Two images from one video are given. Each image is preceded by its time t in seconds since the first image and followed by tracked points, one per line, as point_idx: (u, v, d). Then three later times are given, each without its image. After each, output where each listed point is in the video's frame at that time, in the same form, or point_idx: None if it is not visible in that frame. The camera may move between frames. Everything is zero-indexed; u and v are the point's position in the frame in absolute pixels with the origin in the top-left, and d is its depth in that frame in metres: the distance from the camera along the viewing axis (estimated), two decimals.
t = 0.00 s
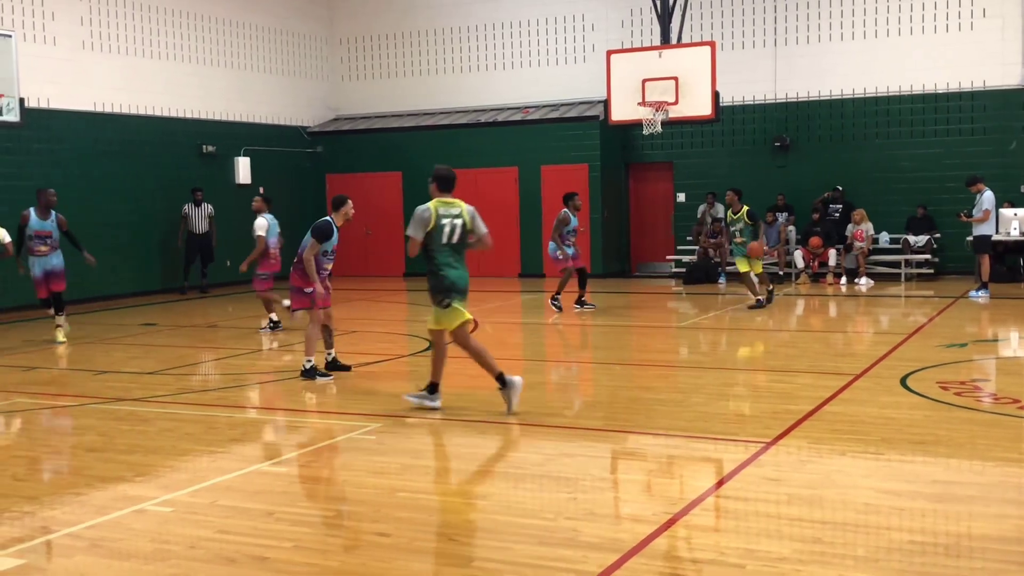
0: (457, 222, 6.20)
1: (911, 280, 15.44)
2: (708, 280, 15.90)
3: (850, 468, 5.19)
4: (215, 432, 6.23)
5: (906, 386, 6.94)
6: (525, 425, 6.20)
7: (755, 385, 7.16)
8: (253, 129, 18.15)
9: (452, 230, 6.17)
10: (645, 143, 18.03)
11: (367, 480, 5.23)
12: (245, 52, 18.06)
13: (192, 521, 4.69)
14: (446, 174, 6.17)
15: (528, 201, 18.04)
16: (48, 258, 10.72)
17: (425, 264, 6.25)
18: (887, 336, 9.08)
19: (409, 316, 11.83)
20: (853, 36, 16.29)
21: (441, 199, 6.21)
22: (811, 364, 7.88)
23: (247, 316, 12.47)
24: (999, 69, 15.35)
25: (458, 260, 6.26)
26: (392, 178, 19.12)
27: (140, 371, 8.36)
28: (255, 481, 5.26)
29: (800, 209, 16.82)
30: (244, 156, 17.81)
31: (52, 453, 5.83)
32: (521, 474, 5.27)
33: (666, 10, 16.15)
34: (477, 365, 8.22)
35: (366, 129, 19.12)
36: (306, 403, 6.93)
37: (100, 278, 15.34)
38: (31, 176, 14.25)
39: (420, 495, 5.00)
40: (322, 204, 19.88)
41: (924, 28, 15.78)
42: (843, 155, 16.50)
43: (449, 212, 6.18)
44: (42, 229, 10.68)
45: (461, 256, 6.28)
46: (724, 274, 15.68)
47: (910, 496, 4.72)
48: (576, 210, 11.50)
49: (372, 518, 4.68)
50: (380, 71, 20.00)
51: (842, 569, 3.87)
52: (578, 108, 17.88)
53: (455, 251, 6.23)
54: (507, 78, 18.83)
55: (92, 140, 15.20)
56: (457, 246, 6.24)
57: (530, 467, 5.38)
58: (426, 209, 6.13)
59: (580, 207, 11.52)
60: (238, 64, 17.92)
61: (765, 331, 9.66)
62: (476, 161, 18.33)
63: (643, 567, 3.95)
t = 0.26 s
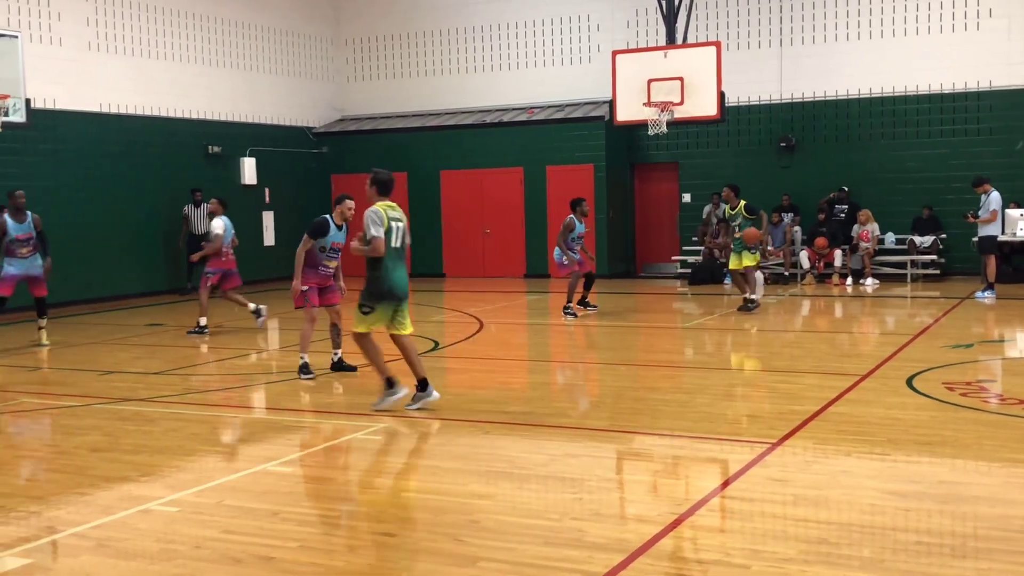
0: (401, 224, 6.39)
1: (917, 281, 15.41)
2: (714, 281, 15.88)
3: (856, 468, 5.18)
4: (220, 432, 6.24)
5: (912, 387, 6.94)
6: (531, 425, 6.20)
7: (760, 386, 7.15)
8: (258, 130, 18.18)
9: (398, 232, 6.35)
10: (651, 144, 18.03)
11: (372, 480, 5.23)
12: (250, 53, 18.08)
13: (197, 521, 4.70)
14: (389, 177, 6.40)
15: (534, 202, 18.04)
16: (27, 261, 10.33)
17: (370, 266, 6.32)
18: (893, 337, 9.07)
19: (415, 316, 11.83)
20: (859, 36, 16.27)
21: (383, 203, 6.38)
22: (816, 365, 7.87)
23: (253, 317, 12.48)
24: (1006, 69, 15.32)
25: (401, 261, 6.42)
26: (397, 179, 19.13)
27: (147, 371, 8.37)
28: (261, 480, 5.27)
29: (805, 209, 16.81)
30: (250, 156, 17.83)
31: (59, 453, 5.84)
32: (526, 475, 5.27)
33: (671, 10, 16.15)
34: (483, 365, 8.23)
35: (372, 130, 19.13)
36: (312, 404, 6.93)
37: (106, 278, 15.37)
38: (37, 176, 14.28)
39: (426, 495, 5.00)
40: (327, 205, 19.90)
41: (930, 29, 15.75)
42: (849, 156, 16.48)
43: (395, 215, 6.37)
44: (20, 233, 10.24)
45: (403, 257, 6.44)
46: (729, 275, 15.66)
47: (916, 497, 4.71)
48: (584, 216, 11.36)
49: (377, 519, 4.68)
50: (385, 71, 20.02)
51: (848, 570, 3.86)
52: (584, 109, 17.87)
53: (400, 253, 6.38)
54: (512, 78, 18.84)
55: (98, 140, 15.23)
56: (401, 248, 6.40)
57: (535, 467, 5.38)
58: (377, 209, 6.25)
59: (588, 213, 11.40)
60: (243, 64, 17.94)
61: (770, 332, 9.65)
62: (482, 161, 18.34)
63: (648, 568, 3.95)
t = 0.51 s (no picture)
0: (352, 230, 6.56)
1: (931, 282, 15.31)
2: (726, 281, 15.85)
3: (868, 469, 5.17)
4: (233, 431, 6.26)
5: (925, 388, 6.91)
6: (543, 425, 6.20)
7: (773, 386, 7.14)
8: (270, 130, 18.23)
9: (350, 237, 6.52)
10: (663, 144, 18.00)
11: (384, 480, 5.24)
12: (263, 54, 18.13)
13: (210, 521, 4.71)
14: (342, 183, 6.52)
15: (545, 202, 18.04)
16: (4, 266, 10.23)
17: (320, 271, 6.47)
18: (906, 337, 9.04)
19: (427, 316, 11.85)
20: (872, 35, 16.22)
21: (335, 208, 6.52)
22: (829, 365, 7.85)
23: (265, 317, 12.50)
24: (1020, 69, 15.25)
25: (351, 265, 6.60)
26: (408, 178, 19.17)
27: (159, 371, 8.40)
28: (273, 480, 5.29)
29: (818, 210, 16.77)
30: (262, 157, 17.88)
31: (72, 452, 5.87)
32: (538, 475, 5.27)
33: (684, 10, 16.13)
34: (494, 365, 8.23)
35: (383, 130, 19.17)
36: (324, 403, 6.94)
37: (119, 278, 15.43)
38: (50, 176, 14.35)
39: (438, 495, 5.00)
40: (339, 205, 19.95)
41: (944, 28, 15.68)
42: (861, 156, 16.44)
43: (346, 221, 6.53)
44: None
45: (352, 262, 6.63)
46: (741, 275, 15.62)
47: (930, 498, 4.69)
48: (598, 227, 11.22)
49: (389, 519, 4.69)
50: (397, 72, 20.05)
51: (861, 571, 3.84)
52: (596, 109, 17.86)
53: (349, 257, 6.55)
54: (524, 78, 18.85)
55: (111, 141, 15.28)
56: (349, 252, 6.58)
57: (547, 467, 5.38)
58: (333, 215, 6.40)
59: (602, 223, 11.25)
60: (256, 65, 17.99)
61: (783, 332, 9.63)
62: (493, 162, 18.35)
63: (660, 568, 3.94)
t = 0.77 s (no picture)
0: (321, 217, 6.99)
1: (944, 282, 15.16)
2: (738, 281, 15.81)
3: (881, 470, 5.15)
4: (245, 430, 6.28)
5: (940, 388, 6.88)
6: (555, 425, 6.20)
7: (785, 386, 7.12)
8: (283, 130, 18.27)
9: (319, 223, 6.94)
10: (675, 143, 17.98)
11: (396, 479, 5.25)
12: (275, 54, 18.18)
13: (223, 519, 4.73)
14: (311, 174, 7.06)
15: (557, 202, 18.03)
16: None
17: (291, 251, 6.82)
18: (920, 337, 9.00)
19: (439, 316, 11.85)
20: (886, 35, 16.16)
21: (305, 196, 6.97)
22: (843, 365, 7.82)
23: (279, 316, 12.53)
24: None
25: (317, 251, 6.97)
26: (421, 178, 19.21)
27: (172, 370, 8.43)
28: (285, 479, 5.30)
29: (831, 210, 16.71)
30: (275, 157, 17.93)
31: (86, 451, 5.90)
32: (551, 474, 5.27)
33: (696, 10, 16.11)
34: (506, 365, 8.23)
35: (395, 130, 19.20)
36: (336, 403, 6.96)
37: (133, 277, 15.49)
38: (64, 176, 14.41)
39: (450, 495, 5.00)
40: (352, 205, 20.00)
41: (958, 27, 15.61)
42: (874, 155, 16.39)
43: (317, 208, 6.97)
44: None
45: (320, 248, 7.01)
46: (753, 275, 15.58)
47: (943, 499, 4.66)
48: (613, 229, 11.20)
49: (402, 518, 4.69)
50: (409, 72, 20.07)
51: (874, 572, 3.83)
52: (608, 109, 17.84)
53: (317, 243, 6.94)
54: (536, 78, 18.85)
55: (124, 140, 15.34)
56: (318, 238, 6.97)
57: (559, 467, 5.38)
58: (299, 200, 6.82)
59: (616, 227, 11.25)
60: (269, 65, 18.04)
61: (796, 332, 9.60)
62: (506, 161, 18.36)
63: (673, 569, 3.93)
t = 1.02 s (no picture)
0: (279, 235, 7.03)
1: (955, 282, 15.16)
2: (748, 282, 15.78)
3: (891, 470, 5.13)
4: (254, 429, 6.29)
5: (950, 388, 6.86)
6: (564, 425, 6.19)
7: (795, 386, 7.10)
8: (292, 130, 18.30)
9: (277, 241, 6.99)
10: (685, 143, 17.96)
11: (404, 478, 5.25)
12: (285, 54, 18.22)
13: (233, 518, 4.74)
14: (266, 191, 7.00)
15: (566, 202, 18.02)
16: None
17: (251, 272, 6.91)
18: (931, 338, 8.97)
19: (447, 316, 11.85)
20: (896, 34, 16.12)
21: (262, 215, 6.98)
22: (853, 366, 7.80)
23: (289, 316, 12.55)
24: None
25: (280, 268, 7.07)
26: (430, 178, 19.22)
27: (182, 369, 8.44)
28: (295, 478, 5.31)
29: (841, 210, 16.67)
30: (285, 156, 17.97)
31: (96, 450, 5.92)
32: (560, 474, 5.26)
33: (706, 9, 16.08)
34: (515, 365, 8.22)
35: (404, 130, 19.22)
36: (346, 402, 6.97)
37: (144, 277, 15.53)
38: (75, 176, 14.46)
39: (459, 494, 5.00)
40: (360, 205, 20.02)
41: (969, 26, 15.57)
42: (885, 155, 16.35)
43: (274, 226, 6.99)
44: None
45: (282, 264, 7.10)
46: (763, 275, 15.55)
47: (954, 500, 4.65)
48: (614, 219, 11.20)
49: (411, 517, 4.69)
50: (418, 72, 20.08)
51: (884, 572, 3.82)
52: (617, 108, 17.83)
53: (279, 261, 7.03)
54: (545, 78, 18.86)
55: (134, 140, 15.38)
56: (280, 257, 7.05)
57: (568, 467, 5.37)
58: (256, 222, 6.86)
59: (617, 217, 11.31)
60: (278, 65, 18.08)
61: (805, 332, 9.59)
62: (515, 161, 18.35)
63: (682, 569, 3.93)
